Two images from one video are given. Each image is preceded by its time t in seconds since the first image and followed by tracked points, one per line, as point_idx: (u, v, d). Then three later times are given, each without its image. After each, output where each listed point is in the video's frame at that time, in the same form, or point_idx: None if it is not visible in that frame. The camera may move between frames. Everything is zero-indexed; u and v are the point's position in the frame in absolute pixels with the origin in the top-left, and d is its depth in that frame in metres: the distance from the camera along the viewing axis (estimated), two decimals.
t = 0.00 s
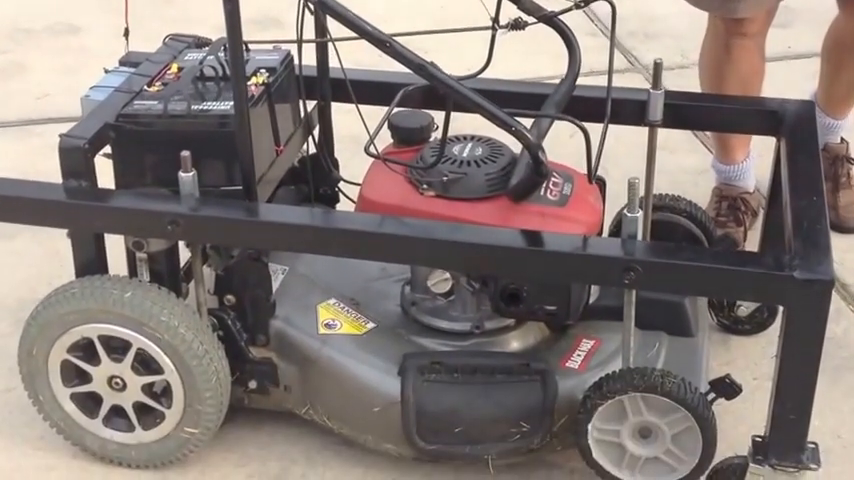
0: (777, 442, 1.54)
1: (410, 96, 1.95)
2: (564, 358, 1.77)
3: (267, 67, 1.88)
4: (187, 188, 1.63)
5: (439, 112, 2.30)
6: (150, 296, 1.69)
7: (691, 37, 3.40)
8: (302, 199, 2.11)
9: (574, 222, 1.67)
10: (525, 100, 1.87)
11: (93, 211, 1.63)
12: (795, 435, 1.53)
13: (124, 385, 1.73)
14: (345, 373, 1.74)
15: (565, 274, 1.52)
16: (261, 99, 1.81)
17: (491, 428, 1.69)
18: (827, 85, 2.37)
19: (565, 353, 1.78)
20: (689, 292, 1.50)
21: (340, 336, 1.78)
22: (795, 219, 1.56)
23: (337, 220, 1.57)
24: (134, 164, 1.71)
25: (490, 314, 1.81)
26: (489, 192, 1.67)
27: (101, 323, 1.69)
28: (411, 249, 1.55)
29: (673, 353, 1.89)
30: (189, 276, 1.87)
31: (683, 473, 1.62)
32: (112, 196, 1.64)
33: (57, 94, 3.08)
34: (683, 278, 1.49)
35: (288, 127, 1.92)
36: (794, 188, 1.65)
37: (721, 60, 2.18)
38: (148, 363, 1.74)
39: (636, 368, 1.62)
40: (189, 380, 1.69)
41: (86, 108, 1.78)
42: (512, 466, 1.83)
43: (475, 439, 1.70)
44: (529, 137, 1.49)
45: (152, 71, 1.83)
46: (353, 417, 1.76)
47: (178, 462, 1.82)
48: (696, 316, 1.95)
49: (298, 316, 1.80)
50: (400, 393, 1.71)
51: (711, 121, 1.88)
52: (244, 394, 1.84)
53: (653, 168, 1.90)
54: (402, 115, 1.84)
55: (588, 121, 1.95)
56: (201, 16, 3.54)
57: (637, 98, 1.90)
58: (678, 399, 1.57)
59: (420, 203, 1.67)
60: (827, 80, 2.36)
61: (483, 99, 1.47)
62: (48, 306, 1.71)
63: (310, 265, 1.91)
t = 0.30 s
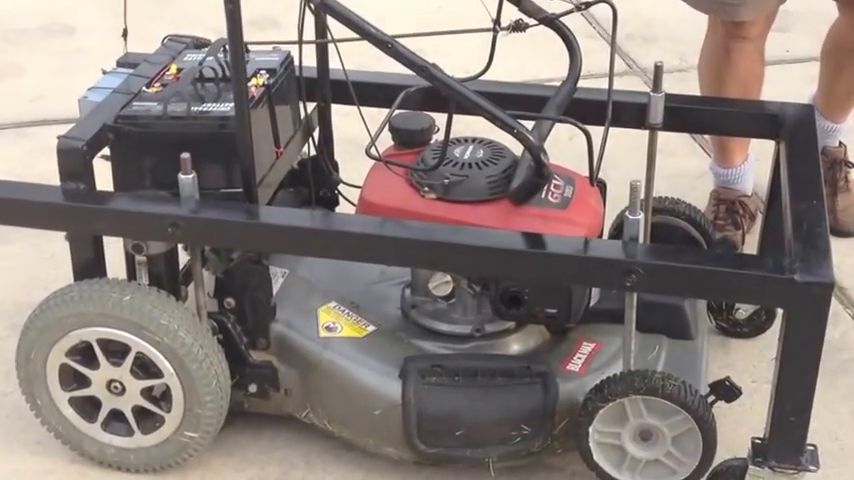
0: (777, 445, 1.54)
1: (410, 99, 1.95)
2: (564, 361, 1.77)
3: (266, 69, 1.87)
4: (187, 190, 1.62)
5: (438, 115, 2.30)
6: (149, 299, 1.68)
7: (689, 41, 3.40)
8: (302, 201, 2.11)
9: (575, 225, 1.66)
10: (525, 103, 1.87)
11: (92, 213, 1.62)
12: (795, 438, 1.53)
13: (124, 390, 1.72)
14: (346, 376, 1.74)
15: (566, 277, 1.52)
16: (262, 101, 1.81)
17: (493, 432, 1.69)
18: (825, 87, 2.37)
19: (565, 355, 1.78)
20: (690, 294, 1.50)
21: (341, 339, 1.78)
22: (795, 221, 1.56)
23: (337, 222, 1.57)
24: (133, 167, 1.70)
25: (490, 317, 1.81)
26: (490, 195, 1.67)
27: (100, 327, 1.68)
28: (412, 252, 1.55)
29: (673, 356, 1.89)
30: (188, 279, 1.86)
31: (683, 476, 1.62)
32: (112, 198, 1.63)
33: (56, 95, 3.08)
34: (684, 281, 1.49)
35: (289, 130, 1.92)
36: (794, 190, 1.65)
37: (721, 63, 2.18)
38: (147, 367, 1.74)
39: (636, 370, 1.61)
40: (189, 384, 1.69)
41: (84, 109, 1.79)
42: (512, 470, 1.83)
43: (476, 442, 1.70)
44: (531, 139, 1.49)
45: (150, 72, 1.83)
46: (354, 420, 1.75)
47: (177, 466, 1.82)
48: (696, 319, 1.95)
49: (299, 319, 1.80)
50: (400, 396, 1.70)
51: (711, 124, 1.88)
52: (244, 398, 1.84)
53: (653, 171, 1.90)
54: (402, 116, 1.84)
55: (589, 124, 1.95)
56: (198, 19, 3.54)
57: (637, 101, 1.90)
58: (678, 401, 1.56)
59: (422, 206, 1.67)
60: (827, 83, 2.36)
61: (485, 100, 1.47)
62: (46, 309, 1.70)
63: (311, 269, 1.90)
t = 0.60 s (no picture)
0: (777, 448, 1.54)
1: (411, 105, 1.96)
2: (566, 366, 1.77)
3: (266, 74, 1.87)
4: (188, 195, 1.61)
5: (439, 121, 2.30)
6: (150, 306, 1.67)
7: (686, 49, 3.40)
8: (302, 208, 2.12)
9: (577, 230, 1.67)
10: (528, 109, 1.89)
11: (92, 219, 1.62)
12: (795, 441, 1.53)
13: (124, 397, 1.71)
14: (348, 382, 1.73)
15: (568, 280, 1.52)
16: (262, 106, 1.80)
17: (495, 437, 1.69)
18: (823, 94, 2.37)
19: (567, 361, 1.78)
20: (691, 298, 1.50)
21: (343, 346, 1.77)
22: (795, 225, 1.56)
23: (338, 227, 1.57)
24: (132, 172, 1.70)
25: (492, 323, 1.82)
26: (492, 200, 1.67)
27: (100, 333, 1.67)
28: (414, 256, 1.55)
29: (673, 361, 1.89)
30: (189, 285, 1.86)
31: None
32: (111, 204, 1.63)
33: (55, 103, 3.09)
34: (685, 284, 1.49)
35: (289, 136, 1.92)
36: (793, 193, 1.65)
37: (721, 67, 2.18)
38: (147, 374, 1.73)
39: (637, 374, 1.59)
40: (190, 390, 1.68)
41: (83, 114, 1.78)
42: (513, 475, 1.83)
43: (479, 448, 1.70)
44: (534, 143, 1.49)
45: (149, 77, 1.83)
46: (356, 426, 1.75)
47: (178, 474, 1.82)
48: (696, 324, 1.95)
49: (299, 326, 1.80)
50: (402, 401, 1.70)
51: (711, 128, 1.88)
52: (244, 406, 1.84)
53: (653, 177, 1.90)
54: (403, 121, 1.85)
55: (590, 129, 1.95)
56: (195, 27, 3.54)
57: (638, 106, 1.90)
58: (680, 405, 1.54)
59: (423, 211, 1.67)
60: (826, 87, 2.36)
61: (487, 104, 1.47)
62: (46, 316, 1.69)
63: (312, 274, 1.91)
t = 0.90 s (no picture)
0: (779, 451, 1.53)
1: (411, 109, 1.96)
2: (569, 370, 1.78)
3: (265, 79, 1.87)
4: (189, 200, 1.60)
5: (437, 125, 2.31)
6: (151, 312, 1.66)
7: (681, 52, 3.41)
8: (303, 213, 2.12)
9: (578, 234, 1.68)
10: (529, 112, 1.90)
11: (90, 225, 1.60)
12: (798, 443, 1.52)
13: (126, 404, 1.71)
14: (351, 387, 1.73)
15: (572, 285, 1.52)
16: (263, 111, 1.80)
17: (498, 442, 1.69)
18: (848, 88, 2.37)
19: (570, 364, 1.80)
20: (695, 301, 1.49)
21: (345, 351, 1.78)
22: (795, 227, 1.56)
23: (340, 232, 1.57)
24: (132, 178, 1.70)
25: (494, 327, 1.83)
26: (494, 204, 1.68)
27: (101, 340, 1.66)
28: (416, 261, 1.54)
29: (674, 364, 1.89)
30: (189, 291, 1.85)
31: None
32: (110, 210, 1.61)
33: (52, 107, 3.09)
34: (688, 288, 1.48)
35: (289, 141, 1.92)
36: (793, 195, 1.65)
37: (723, 68, 2.18)
38: (149, 381, 1.72)
39: (640, 377, 1.58)
40: (192, 397, 1.67)
41: (82, 119, 1.76)
42: None
43: (483, 452, 1.69)
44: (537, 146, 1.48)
45: (148, 82, 1.82)
46: (359, 432, 1.75)
47: None
48: (696, 326, 1.95)
49: (302, 332, 1.81)
50: (406, 407, 1.69)
51: (710, 131, 1.88)
52: (247, 412, 1.84)
53: (654, 179, 1.91)
54: (405, 126, 1.86)
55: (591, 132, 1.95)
56: (190, 32, 3.54)
57: (638, 110, 1.90)
58: (683, 408, 1.53)
59: (426, 215, 1.68)
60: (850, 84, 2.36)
61: (488, 107, 1.47)
62: (45, 323, 1.68)
63: (314, 280, 1.92)
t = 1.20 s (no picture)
0: (784, 454, 1.53)
1: (412, 112, 1.96)
2: (573, 372, 1.78)
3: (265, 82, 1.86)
4: (190, 206, 1.59)
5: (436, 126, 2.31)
6: (153, 319, 1.65)
7: (678, 49, 3.41)
8: (304, 215, 2.12)
9: (581, 236, 1.69)
10: (530, 113, 1.90)
11: (90, 232, 1.59)
12: (802, 444, 1.52)
13: (128, 411, 1.70)
14: (355, 392, 1.74)
15: (576, 289, 1.51)
16: (264, 114, 1.80)
17: (503, 445, 1.69)
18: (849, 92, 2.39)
19: (573, 366, 1.80)
20: (700, 305, 1.49)
21: (349, 355, 1.78)
22: (798, 228, 1.55)
23: (340, 238, 1.57)
24: (132, 183, 1.69)
25: (497, 330, 1.82)
26: (497, 207, 1.70)
27: (102, 348, 1.64)
28: (420, 266, 1.54)
29: (677, 364, 1.88)
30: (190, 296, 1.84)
31: None
32: (109, 216, 1.60)
33: (48, 108, 3.08)
34: (693, 291, 1.48)
35: (290, 145, 1.92)
36: (796, 196, 1.64)
37: (732, 62, 2.18)
38: (151, 388, 1.71)
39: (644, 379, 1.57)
40: (196, 404, 1.67)
41: (81, 124, 1.75)
42: None
43: (488, 456, 1.69)
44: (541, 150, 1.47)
45: (147, 85, 1.81)
46: (364, 437, 1.76)
47: None
48: (698, 326, 1.95)
49: (306, 337, 1.81)
50: (410, 412, 1.71)
51: (711, 131, 1.88)
52: (250, 416, 1.84)
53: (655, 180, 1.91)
54: (407, 129, 1.86)
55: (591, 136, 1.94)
56: (185, 31, 3.54)
57: (639, 112, 1.89)
58: (688, 411, 1.52)
59: (429, 219, 1.70)
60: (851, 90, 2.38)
61: (492, 111, 1.45)
62: (46, 331, 1.66)
63: (316, 284, 1.93)
